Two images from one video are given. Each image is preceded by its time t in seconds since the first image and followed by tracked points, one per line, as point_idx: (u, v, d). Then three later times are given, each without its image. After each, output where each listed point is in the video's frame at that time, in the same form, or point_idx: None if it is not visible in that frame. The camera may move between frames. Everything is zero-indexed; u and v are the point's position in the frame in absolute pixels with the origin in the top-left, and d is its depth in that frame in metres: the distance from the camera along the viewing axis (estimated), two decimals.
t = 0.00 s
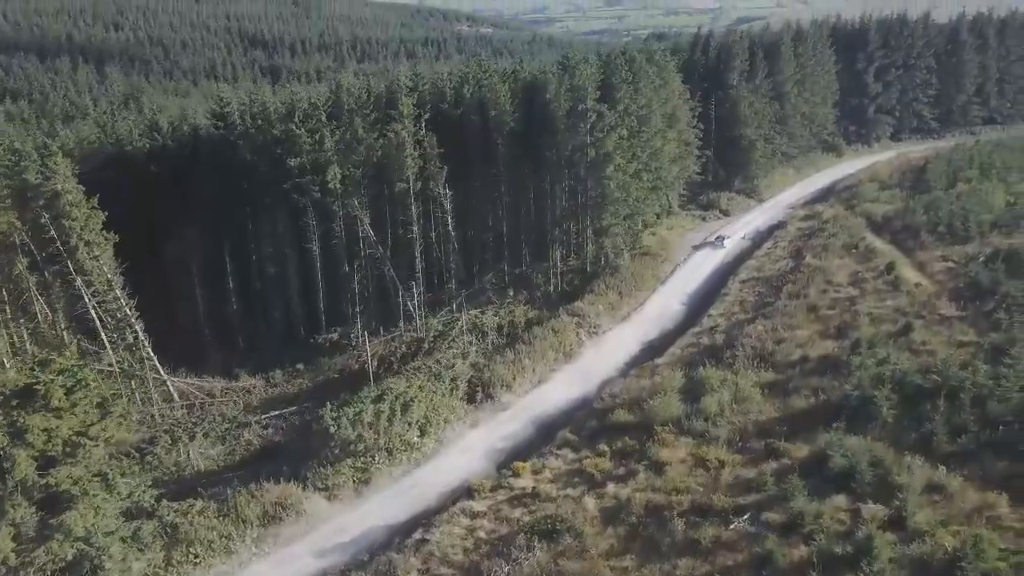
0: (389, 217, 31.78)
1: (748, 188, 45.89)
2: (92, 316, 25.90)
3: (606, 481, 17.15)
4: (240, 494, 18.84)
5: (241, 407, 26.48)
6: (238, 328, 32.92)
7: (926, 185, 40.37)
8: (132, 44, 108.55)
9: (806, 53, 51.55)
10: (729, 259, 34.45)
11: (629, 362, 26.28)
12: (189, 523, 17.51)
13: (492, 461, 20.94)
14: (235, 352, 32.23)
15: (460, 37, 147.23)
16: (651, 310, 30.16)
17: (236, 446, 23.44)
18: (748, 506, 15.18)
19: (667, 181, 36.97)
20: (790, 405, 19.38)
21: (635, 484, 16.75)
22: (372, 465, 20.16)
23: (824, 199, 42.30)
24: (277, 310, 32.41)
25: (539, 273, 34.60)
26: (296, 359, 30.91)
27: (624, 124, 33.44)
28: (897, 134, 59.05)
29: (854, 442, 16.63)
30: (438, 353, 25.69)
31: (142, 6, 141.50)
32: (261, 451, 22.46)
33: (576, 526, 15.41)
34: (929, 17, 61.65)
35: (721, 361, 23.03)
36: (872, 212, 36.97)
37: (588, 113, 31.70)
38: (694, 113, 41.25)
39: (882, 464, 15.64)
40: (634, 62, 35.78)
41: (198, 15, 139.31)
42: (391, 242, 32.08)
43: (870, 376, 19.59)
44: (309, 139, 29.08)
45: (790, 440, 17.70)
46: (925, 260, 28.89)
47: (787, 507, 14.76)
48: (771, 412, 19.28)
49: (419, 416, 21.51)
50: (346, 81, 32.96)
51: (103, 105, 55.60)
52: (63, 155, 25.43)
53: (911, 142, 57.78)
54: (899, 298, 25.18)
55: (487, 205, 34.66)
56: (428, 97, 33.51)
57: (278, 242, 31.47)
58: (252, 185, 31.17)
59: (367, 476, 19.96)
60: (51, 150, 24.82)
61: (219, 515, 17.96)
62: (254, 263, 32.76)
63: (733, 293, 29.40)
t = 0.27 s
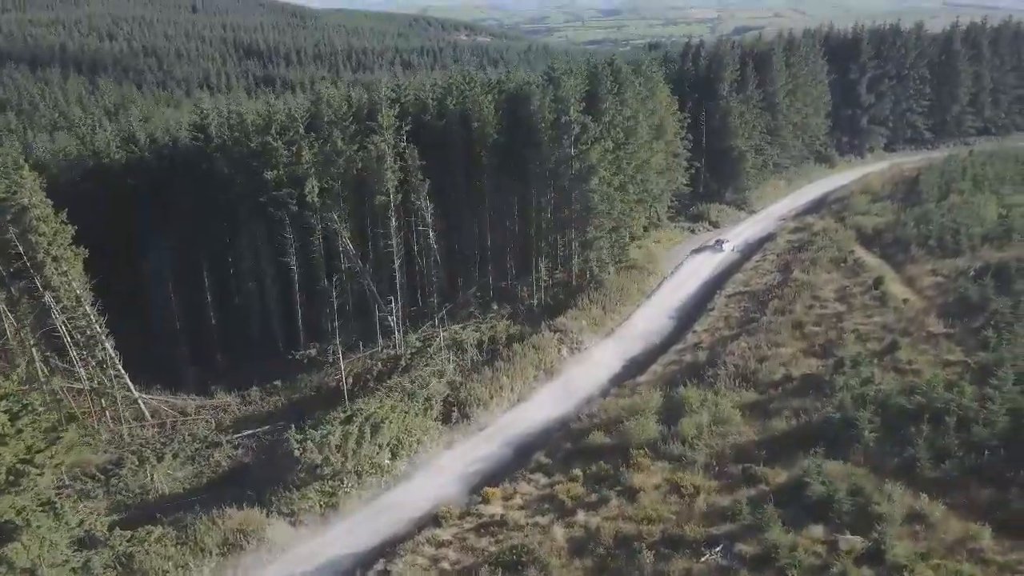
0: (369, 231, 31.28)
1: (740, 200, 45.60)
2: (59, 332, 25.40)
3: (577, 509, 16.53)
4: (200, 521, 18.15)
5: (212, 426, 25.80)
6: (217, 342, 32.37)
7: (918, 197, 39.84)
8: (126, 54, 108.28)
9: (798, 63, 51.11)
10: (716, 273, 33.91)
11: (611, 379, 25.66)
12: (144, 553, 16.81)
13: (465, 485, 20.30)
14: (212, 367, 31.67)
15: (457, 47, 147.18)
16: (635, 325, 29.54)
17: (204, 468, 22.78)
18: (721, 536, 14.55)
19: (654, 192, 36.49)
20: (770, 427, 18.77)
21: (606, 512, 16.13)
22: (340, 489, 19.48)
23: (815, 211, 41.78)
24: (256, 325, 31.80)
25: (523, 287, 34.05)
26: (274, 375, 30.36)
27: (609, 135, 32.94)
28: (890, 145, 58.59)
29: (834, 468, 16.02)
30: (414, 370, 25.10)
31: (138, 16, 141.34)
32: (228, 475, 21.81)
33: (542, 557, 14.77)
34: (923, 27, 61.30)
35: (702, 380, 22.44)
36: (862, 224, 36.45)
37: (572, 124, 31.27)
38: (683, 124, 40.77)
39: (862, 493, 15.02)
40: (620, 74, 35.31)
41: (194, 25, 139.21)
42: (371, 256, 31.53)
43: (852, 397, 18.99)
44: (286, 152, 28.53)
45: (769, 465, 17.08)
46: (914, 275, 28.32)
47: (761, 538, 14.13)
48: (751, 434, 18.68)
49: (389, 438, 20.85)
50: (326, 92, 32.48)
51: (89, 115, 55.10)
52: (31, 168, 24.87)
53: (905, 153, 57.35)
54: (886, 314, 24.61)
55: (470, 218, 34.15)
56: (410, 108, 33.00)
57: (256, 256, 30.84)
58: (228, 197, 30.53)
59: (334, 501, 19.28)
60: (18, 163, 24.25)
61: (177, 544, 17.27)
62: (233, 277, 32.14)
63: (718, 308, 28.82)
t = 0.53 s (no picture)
0: (348, 245, 30.72)
1: (730, 212, 45.11)
2: (26, 350, 24.50)
3: (545, 537, 15.90)
4: (157, 548, 17.47)
5: (183, 445, 25.14)
6: (194, 358, 31.78)
7: (910, 208, 39.29)
8: (120, 64, 108.11)
9: (790, 73, 50.65)
10: (703, 287, 33.37)
11: (592, 396, 25.00)
12: None
13: (436, 508, 19.61)
14: (189, 383, 31.11)
15: (453, 57, 147.15)
16: (619, 340, 28.91)
17: (170, 490, 22.12)
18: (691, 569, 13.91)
19: (640, 204, 35.96)
20: (749, 450, 18.15)
21: (575, 541, 15.51)
22: (304, 514, 18.79)
23: (806, 223, 41.25)
24: (233, 340, 31.17)
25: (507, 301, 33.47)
26: (250, 392, 29.79)
27: (593, 147, 32.44)
28: (884, 155, 58.10)
29: (811, 495, 15.40)
30: (389, 388, 24.49)
31: (134, 26, 141.32)
32: (193, 498, 21.13)
33: None
34: (917, 36, 60.90)
35: (683, 399, 21.82)
36: (853, 236, 35.87)
37: (555, 136, 30.77)
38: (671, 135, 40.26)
39: (839, 523, 14.39)
40: (605, 84, 34.84)
41: (189, 35, 139.22)
42: (350, 270, 30.96)
43: (834, 419, 18.36)
44: (262, 164, 27.95)
45: (746, 491, 16.45)
46: (903, 289, 27.73)
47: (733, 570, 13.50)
48: (729, 457, 18.04)
49: (358, 460, 20.18)
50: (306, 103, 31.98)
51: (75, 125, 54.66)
52: None
53: (899, 163, 56.87)
54: (873, 330, 24.00)
55: (453, 231, 33.62)
56: (391, 119, 32.48)
57: (232, 270, 30.22)
58: (204, 211, 29.92)
59: (298, 526, 18.59)
60: None
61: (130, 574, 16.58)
62: (210, 291, 31.50)
63: (704, 323, 28.22)
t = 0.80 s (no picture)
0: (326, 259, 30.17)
1: (720, 223, 44.61)
2: None
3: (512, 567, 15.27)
4: None
5: (152, 465, 24.45)
6: (170, 372, 31.22)
7: (901, 219, 38.73)
8: (114, 73, 107.80)
9: (781, 83, 50.20)
10: (688, 301, 32.84)
11: (572, 414, 24.37)
12: None
13: (405, 532, 18.93)
14: (163, 399, 30.39)
15: (449, 66, 146.97)
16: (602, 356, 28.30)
17: (135, 512, 21.45)
18: None
19: (626, 215, 35.42)
20: (726, 473, 17.51)
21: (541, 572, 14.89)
22: (267, 540, 18.13)
23: (796, 234, 40.68)
24: (208, 354, 30.58)
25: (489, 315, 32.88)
26: (226, 409, 29.25)
27: (578, 158, 31.95)
28: (878, 165, 57.60)
29: (787, 524, 14.77)
30: (363, 407, 23.87)
31: (129, 35, 141.17)
32: (157, 521, 20.45)
33: None
34: (910, 45, 60.49)
35: (662, 419, 21.19)
36: (842, 248, 35.31)
37: (537, 147, 30.25)
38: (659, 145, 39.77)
39: (814, 554, 13.77)
40: (592, 95, 34.42)
41: (185, 45, 139.07)
42: (329, 284, 30.39)
43: (814, 441, 17.74)
44: (237, 177, 27.38)
45: (720, 517, 15.82)
46: (891, 304, 27.12)
47: None
48: (705, 481, 17.41)
49: (325, 483, 19.53)
50: (284, 115, 31.47)
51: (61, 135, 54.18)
52: None
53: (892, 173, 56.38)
54: (859, 346, 23.38)
55: (435, 245, 33.07)
56: (372, 130, 31.95)
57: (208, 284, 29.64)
58: (179, 224, 29.34)
59: (259, 553, 17.91)
60: None
61: None
62: (186, 305, 30.91)
63: (688, 339, 27.61)
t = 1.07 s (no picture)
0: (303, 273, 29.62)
1: (710, 234, 44.11)
2: None
3: None
4: None
5: (119, 487, 23.73)
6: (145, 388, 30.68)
7: (892, 231, 38.16)
8: (107, 83, 107.41)
9: (772, 92, 49.75)
10: (670, 314, 32.49)
11: (548, 430, 23.81)
12: None
13: (373, 557, 18.21)
14: (138, 415, 29.96)
15: (445, 75, 146.69)
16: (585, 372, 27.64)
17: (96, 536, 20.78)
18: None
19: (610, 227, 34.84)
20: (701, 498, 16.90)
21: None
22: (226, 566, 17.39)
23: (786, 245, 40.14)
24: (184, 369, 29.99)
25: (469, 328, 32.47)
26: (200, 426, 28.72)
27: (561, 170, 31.48)
28: (871, 175, 57.09)
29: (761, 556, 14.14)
30: (335, 426, 23.22)
31: (124, 45, 140.86)
32: (117, 547, 19.77)
33: None
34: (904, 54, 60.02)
35: (639, 439, 20.57)
36: (832, 260, 34.73)
37: (519, 157, 29.68)
38: (646, 156, 39.28)
39: None
40: (576, 105, 33.98)
41: (180, 54, 138.78)
42: (307, 298, 29.82)
43: (793, 465, 17.11)
44: (210, 189, 26.80)
45: (693, 546, 15.18)
46: (879, 318, 26.52)
47: None
48: (680, 507, 16.77)
49: (289, 506, 18.88)
50: (262, 125, 30.97)
51: (45, 145, 53.66)
52: None
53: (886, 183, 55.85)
54: (843, 363, 22.76)
55: (416, 257, 32.61)
56: (352, 141, 31.40)
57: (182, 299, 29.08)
58: (152, 237, 28.79)
59: None
60: None
61: None
62: (161, 319, 30.33)
63: (671, 355, 27.01)
